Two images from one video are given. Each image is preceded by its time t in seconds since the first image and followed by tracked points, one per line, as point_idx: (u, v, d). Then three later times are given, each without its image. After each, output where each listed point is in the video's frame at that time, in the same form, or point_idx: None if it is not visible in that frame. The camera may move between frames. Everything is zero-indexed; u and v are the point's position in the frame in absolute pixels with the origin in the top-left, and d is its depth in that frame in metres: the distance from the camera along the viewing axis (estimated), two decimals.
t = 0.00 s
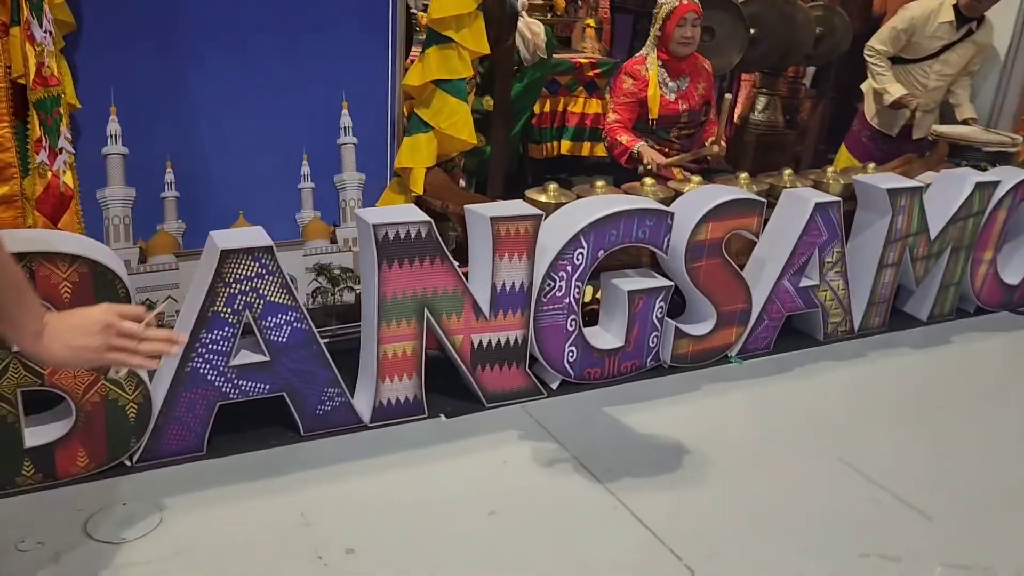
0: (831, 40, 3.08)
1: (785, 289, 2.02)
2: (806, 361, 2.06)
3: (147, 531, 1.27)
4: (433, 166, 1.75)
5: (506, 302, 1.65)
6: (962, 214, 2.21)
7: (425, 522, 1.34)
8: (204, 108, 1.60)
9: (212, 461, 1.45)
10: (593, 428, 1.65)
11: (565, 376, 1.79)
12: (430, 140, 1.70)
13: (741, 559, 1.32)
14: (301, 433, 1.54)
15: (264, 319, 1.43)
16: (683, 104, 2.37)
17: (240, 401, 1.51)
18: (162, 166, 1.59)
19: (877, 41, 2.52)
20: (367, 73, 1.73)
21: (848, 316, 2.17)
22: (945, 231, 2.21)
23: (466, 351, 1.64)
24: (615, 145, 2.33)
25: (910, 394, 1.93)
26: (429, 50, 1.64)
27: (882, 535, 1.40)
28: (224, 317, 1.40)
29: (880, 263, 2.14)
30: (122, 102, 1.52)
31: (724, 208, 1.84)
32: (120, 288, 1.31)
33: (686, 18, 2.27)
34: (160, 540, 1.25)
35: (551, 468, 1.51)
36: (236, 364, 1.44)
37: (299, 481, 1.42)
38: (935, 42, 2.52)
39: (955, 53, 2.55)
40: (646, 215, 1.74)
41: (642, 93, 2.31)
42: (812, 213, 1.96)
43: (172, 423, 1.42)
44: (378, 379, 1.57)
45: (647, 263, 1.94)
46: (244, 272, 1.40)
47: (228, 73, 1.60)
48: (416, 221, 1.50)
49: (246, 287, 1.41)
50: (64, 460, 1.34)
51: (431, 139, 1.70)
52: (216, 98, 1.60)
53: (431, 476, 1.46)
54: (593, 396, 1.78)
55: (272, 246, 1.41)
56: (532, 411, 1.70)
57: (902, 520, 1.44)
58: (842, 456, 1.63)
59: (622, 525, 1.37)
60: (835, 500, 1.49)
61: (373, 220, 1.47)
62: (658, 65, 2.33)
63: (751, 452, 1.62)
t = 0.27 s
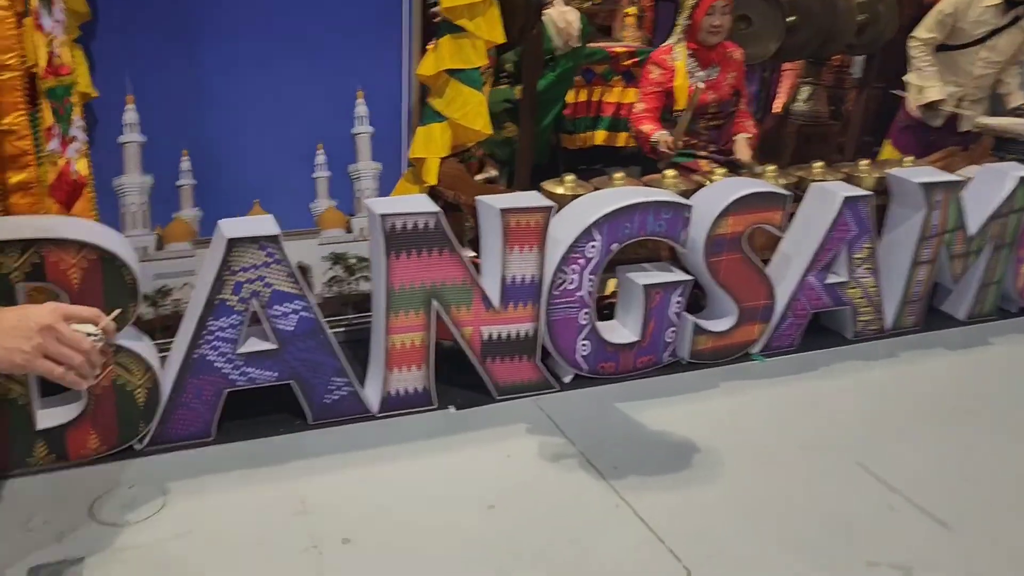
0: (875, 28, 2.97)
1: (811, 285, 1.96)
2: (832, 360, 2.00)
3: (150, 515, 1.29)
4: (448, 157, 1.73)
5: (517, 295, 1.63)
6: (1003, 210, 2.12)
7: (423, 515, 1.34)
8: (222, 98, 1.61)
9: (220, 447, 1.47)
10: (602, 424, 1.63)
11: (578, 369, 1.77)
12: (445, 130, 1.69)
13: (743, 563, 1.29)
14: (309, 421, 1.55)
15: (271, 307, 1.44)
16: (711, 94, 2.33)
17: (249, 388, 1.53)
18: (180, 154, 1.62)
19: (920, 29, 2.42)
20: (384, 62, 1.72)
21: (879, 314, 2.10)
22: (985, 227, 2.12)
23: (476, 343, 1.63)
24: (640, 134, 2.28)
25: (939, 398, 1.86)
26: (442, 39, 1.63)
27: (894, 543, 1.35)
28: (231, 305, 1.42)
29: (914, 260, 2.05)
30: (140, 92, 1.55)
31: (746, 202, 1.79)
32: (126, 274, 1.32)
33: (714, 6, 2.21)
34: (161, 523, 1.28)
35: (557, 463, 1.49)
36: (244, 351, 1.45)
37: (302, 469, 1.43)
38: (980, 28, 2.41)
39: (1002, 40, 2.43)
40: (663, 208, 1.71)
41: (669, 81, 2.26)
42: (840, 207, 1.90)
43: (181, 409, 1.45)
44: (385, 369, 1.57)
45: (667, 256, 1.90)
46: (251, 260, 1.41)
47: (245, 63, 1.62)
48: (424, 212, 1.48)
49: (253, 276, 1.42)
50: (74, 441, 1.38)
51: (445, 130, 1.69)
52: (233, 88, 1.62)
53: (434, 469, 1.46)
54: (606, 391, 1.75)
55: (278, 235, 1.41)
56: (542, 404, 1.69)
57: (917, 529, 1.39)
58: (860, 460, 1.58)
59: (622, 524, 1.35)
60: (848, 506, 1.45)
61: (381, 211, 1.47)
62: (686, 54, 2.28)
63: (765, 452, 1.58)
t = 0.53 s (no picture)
0: (913, 21, 2.86)
1: (831, 286, 1.90)
2: (852, 363, 1.94)
3: (146, 503, 1.31)
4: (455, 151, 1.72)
5: (522, 291, 1.62)
6: None
7: (415, 511, 1.33)
8: (229, 92, 1.62)
9: (222, 437, 1.48)
10: (606, 424, 1.60)
11: (586, 368, 1.75)
12: (452, 123, 1.68)
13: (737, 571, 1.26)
14: (310, 414, 1.56)
15: (272, 299, 1.45)
16: (735, 89, 2.26)
17: (252, 380, 1.54)
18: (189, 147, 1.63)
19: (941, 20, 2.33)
20: (393, 55, 1.71)
21: (904, 317, 2.03)
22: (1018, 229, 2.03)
23: (479, 339, 1.62)
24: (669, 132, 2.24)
25: (963, 406, 1.79)
26: (449, 32, 1.62)
27: (897, 556, 1.31)
28: (232, 297, 1.43)
29: (941, 261, 1.98)
30: (149, 85, 1.57)
31: (761, 199, 1.74)
32: (128, 264, 1.34)
33: None
34: (155, 511, 1.29)
35: (555, 463, 1.48)
36: (245, 343, 1.46)
37: (299, 462, 1.43)
38: (1000, 13, 2.32)
39: None
40: (673, 204, 1.67)
41: (692, 77, 2.20)
42: (862, 206, 1.84)
43: (183, 398, 1.46)
44: (387, 364, 1.57)
45: (681, 255, 1.87)
46: (253, 252, 1.42)
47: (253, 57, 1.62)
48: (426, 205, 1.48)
49: (253, 268, 1.42)
50: (78, 428, 1.40)
51: (453, 123, 1.68)
52: (241, 82, 1.62)
53: (430, 465, 1.45)
54: (613, 391, 1.73)
55: (279, 227, 1.42)
56: (547, 403, 1.67)
57: (923, 541, 1.34)
58: (872, 468, 1.53)
59: (614, 527, 1.33)
60: (854, 515, 1.40)
61: (383, 204, 1.47)
62: (709, 47, 2.22)
63: (771, 458, 1.54)
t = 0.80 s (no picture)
0: (929, 11, 2.78)
1: (831, 284, 1.84)
2: (853, 364, 1.88)
3: (115, 498, 1.30)
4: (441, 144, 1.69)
5: (506, 287, 1.58)
6: None
7: (388, 511, 1.31)
8: (212, 84, 1.59)
9: (197, 433, 1.47)
10: (591, 423, 1.56)
11: (574, 366, 1.71)
12: (438, 115, 1.64)
13: None
14: (288, 410, 1.54)
15: (248, 294, 1.43)
16: (740, 81, 2.17)
17: (230, 375, 1.52)
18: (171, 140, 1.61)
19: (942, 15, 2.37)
20: (379, 49, 1.68)
21: (909, 317, 1.96)
22: None
23: (462, 336, 1.59)
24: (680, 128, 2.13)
25: (966, 409, 1.73)
26: (433, 22, 1.58)
27: (883, 567, 1.26)
28: (207, 291, 1.40)
29: (948, 259, 1.90)
30: (130, 77, 1.54)
31: (756, 194, 1.69)
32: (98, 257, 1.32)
33: None
34: (122, 508, 1.28)
35: (534, 464, 1.44)
36: (220, 338, 1.44)
37: (274, 458, 1.41)
38: None
39: None
40: (664, 199, 1.63)
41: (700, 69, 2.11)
42: (863, 202, 1.78)
43: (158, 393, 1.44)
44: (367, 361, 1.54)
45: (675, 251, 1.82)
46: (228, 246, 1.39)
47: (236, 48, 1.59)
48: (406, 199, 1.45)
49: (228, 262, 1.40)
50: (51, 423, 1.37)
51: (439, 115, 1.64)
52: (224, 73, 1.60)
53: (406, 464, 1.42)
54: (600, 390, 1.68)
55: (254, 221, 1.39)
56: (531, 402, 1.63)
57: (912, 551, 1.29)
58: (865, 473, 1.48)
59: (590, 530, 1.29)
60: (842, 521, 1.35)
61: (361, 198, 1.43)
62: (713, 37, 2.13)
63: (759, 461, 1.49)
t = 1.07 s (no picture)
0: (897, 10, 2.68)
1: (786, 289, 1.81)
2: (809, 370, 1.86)
3: (32, 515, 1.26)
4: (385, 148, 1.65)
5: (448, 294, 1.54)
6: (1009, 211, 1.93)
7: (317, 526, 1.27)
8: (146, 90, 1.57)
9: (128, 446, 1.44)
10: (535, 433, 1.53)
11: (522, 374, 1.66)
12: (380, 117, 1.61)
13: None
14: (223, 421, 1.50)
15: (176, 302, 1.39)
16: (699, 83, 2.12)
17: (161, 385, 1.47)
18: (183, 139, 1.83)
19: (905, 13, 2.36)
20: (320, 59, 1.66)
21: (866, 321, 1.93)
22: (987, 230, 1.93)
23: (404, 344, 1.55)
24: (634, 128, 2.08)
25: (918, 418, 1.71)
26: (373, 22, 1.55)
27: None
28: (132, 299, 1.36)
29: (906, 263, 1.88)
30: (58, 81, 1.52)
31: (706, 198, 1.66)
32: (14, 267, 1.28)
33: None
34: (39, 525, 1.24)
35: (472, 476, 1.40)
36: (148, 347, 1.39)
37: (206, 472, 1.39)
38: None
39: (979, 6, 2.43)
40: (611, 203, 1.59)
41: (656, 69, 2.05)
42: (816, 205, 1.75)
43: (84, 405, 1.40)
44: (303, 370, 1.50)
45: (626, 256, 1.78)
46: (153, 253, 1.35)
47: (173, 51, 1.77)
48: (339, 205, 1.41)
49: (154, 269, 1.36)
50: None
51: (381, 117, 1.61)
52: (199, 75, 1.79)
53: (339, 478, 1.39)
54: (547, 399, 1.65)
55: (180, 227, 1.34)
56: (476, 411, 1.60)
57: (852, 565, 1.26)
58: (810, 484, 1.45)
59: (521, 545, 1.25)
60: (783, 533, 1.32)
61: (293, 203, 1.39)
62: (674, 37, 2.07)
63: (703, 472, 1.46)
